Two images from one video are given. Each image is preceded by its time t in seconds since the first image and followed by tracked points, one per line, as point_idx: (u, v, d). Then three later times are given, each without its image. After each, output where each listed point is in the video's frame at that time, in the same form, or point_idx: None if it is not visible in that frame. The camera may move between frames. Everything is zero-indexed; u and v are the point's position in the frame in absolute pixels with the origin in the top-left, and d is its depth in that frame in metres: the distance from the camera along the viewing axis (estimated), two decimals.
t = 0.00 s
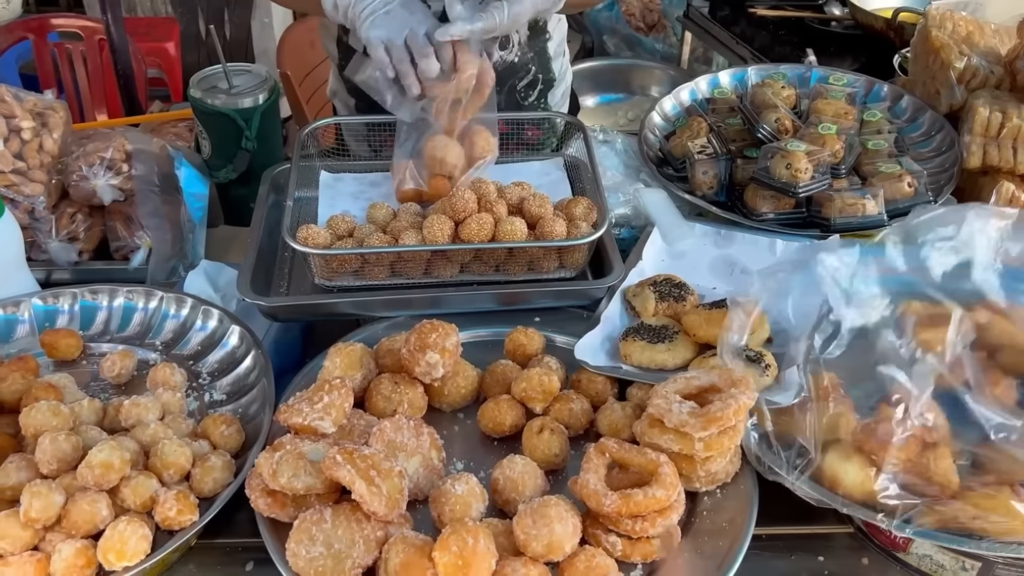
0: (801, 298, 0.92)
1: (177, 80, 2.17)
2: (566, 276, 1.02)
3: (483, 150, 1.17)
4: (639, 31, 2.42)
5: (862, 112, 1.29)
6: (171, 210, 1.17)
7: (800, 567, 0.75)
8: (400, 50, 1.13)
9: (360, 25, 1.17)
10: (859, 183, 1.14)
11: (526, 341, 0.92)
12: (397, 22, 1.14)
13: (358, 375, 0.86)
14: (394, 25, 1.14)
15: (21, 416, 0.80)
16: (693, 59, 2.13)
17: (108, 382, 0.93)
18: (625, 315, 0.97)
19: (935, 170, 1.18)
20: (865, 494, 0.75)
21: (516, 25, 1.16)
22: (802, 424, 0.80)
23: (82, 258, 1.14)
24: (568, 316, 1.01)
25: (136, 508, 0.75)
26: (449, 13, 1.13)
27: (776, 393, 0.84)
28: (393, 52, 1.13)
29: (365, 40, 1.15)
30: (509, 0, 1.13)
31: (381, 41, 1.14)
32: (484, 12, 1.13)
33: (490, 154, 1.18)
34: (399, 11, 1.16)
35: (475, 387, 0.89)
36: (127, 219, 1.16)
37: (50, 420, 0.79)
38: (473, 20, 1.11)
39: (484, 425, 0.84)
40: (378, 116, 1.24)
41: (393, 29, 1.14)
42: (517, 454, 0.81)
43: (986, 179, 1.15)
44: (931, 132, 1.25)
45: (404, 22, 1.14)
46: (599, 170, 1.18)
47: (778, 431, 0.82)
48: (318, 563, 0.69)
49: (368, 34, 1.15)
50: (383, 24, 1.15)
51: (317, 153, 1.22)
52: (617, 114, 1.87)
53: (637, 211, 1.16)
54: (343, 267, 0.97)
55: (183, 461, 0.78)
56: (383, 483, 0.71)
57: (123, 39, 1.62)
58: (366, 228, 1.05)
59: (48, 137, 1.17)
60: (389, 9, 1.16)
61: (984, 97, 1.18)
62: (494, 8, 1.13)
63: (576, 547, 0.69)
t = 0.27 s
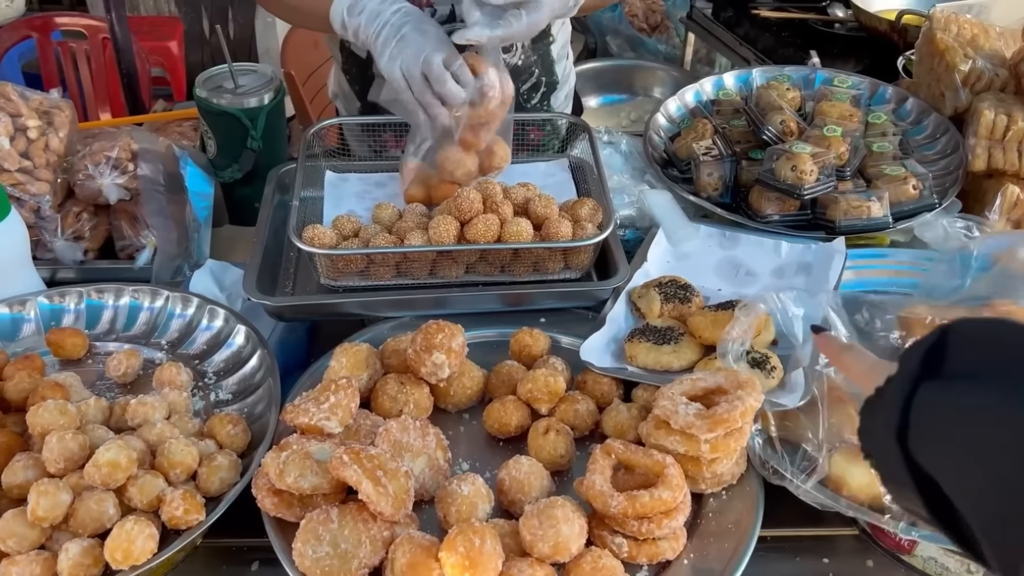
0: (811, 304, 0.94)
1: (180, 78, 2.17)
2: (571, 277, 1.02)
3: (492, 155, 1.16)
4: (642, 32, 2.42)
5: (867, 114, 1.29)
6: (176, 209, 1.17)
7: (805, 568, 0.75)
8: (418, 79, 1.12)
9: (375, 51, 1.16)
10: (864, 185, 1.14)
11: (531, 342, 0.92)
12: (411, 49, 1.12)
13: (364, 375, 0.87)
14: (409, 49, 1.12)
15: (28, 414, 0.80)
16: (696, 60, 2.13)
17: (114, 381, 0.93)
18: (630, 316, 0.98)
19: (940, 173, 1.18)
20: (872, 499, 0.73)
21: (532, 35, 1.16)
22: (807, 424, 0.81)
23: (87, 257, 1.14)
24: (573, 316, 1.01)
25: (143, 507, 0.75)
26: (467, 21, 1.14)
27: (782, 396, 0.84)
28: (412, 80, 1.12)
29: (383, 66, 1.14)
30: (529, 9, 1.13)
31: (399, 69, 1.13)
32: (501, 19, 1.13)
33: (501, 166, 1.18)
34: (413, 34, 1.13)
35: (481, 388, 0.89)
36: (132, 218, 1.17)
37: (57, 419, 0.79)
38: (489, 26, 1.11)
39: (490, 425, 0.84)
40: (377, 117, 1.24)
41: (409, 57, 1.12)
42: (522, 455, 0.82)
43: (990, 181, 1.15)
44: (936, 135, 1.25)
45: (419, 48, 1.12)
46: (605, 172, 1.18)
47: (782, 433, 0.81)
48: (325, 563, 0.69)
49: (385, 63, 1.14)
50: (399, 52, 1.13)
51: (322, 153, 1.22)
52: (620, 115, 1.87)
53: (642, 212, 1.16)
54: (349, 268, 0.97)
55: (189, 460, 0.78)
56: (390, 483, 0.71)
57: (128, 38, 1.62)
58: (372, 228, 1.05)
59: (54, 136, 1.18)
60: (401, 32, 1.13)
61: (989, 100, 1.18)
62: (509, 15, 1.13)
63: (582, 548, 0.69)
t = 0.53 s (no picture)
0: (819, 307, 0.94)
1: (184, 77, 2.17)
2: (579, 278, 1.02)
3: (502, 155, 1.16)
4: (647, 32, 2.42)
5: (875, 116, 1.29)
6: (183, 207, 1.17)
7: (814, 571, 0.75)
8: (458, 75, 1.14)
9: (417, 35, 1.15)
10: (872, 186, 1.14)
11: (539, 342, 0.92)
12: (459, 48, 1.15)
13: (372, 375, 0.86)
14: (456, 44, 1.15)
15: (36, 413, 0.80)
16: (701, 60, 2.13)
17: (121, 379, 0.93)
18: (638, 317, 0.97)
19: (948, 174, 1.18)
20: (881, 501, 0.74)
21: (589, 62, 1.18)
22: (816, 425, 0.80)
23: (93, 255, 1.14)
24: (580, 317, 1.01)
25: (151, 506, 0.75)
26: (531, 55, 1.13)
27: (792, 398, 0.84)
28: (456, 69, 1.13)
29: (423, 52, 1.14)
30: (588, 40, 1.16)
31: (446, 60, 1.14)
32: (566, 52, 1.15)
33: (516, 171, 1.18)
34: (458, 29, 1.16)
35: (489, 388, 0.88)
36: (138, 216, 1.16)
37: (65, 417, 0.79)
38: (564, 62, 1.12)
39: (498, 426, 0.84)
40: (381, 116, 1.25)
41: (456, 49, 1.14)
42: (531, 455, 0.81)
43: (999, 184, 1.14)
44: (944, 136, 1.25)
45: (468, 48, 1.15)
46: (612, 172, 1.18)
47: (791, 435, 0.81)
48: (334, 563, 0.69)
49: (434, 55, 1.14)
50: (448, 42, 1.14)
51: (329, 153, 1.22)
52: (624, 116, 1.87)
53: (649, 213, 1.16)
54: (356, 267, 0.97)
55: (197, 459, 0.78)
56: (399, 483, 0.71)
57: (133, 36, 1.62)
58: (379, 227, 1.05)
59: (61, 134, 1.17)
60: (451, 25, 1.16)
61: (998, 102, 1.18)
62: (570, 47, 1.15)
63: (591, 549, 0.69)
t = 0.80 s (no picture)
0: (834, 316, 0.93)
1: (190, 76, 2.17)
2: (587, 279, 1.02)
3: (509, 159, 1.16)
4: (652, 33, 2.42)
5: (883, 119, 1.29)
6: (190, 207, 1.17)
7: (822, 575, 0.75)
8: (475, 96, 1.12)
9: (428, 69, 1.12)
10: (881, 189, 1.14)
11: (547, 343, 0.91)
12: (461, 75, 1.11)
13: (381, 376, 0.86)
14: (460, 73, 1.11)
15: (46, 412, 0.80)
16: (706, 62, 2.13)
17: (130, 379, 0.93)
18: (647, 319, 0.97)
19: (957, 178, 1.18)
20: (892, 505, 0.74)
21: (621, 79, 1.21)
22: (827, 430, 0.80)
23: (102, 254, 1.14)
24: (589, 319, 1.01)
25: (161, 505, 0.75)
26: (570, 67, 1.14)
27: (802, 400, 0.84)
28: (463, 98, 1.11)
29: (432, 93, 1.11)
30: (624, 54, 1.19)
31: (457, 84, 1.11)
32: (603, 67, 1.17)
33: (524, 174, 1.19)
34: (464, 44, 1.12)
35: (497, 390, 0.89)
36: (146, 215, 1.17)
37: (75, 417, 0.79)
38: (602, 75, 1.15)
39: (507, 427, 0.84)
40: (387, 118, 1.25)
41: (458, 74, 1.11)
42: (540, 457, 0.81)
43: (1007, 187, 1.14)
44: (953, 139, 1.25)
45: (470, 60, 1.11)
46: (621, 174, 1.18)
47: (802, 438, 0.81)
48: (344, 564, 0.69)
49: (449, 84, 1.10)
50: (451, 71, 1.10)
51: (338, 153, 1.23)
52: (629, 117, 1.87)
53: (658, 215, 1.16)
54: (365, 268, 0.97)
55: (207, 460, 0.78)
56: (408, 484, 0.71)
57: (140, 35, 1.62)
58: (388, 228, 1.05)
59: (70, 133, 1.17)
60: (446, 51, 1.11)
61: (1007, 105, 1.18)
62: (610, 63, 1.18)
63: (602, 551, 0.69)
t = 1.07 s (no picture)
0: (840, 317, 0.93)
1: (194, 75, 2.17)
2: (591, 279, 1.02)
3: (513, 159, 1.16)
4: (656, 34, 2.42)
5: (888, 119, 1.29)
6: (194, 205, 1.18)
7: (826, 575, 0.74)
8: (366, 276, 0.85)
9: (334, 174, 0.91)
10: (886, 190, 1.14)
11: (551, 343, 0.92)
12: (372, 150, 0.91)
13: (386, 374, 0.86)
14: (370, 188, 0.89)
15: (51, 408, 0.80)
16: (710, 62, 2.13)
17: (135, 375, 0.93)
18: (651, 318, 0.98)
19: (962, 178, 1.18)
20: (896, 505, 0.73)
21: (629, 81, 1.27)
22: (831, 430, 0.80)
23: (106, 251, 1.14)
24: (593, 318, 1.01)
25: (165, 502, 0.75)
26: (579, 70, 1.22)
27: (806, 400, 0.85)
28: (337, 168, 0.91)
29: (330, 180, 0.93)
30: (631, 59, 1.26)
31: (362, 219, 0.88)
32: (611, 69, 1.24)
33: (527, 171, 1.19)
34: (388, 311, 0.84)
35: (501, 388, 0.89)
36: (151, 213, 1.16)
37: (80, 413, 0.79)
38: (609, 77, 1.22)
39: (511, 426, 0.84)
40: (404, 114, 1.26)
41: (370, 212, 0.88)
42: (543, 455, 0.81)
43: (1013, 189, 1.13)
44: (958, 140, 1.25)
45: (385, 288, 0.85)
46: (625, 174, 1.18)
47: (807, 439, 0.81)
48: (347, 561, 0.68)
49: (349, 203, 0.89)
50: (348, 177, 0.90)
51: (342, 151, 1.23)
52: (633, 117, 1.87)
53: (662, 214, 1.16)
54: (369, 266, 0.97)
55: (211, 456, 0.78)
56: (413, 482, 0.71)
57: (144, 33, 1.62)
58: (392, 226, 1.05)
59: (75, 130, 1.18)
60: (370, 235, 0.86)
61: (1012, 106, 1.18)
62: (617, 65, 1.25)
63: (605, 550, 0.69)
